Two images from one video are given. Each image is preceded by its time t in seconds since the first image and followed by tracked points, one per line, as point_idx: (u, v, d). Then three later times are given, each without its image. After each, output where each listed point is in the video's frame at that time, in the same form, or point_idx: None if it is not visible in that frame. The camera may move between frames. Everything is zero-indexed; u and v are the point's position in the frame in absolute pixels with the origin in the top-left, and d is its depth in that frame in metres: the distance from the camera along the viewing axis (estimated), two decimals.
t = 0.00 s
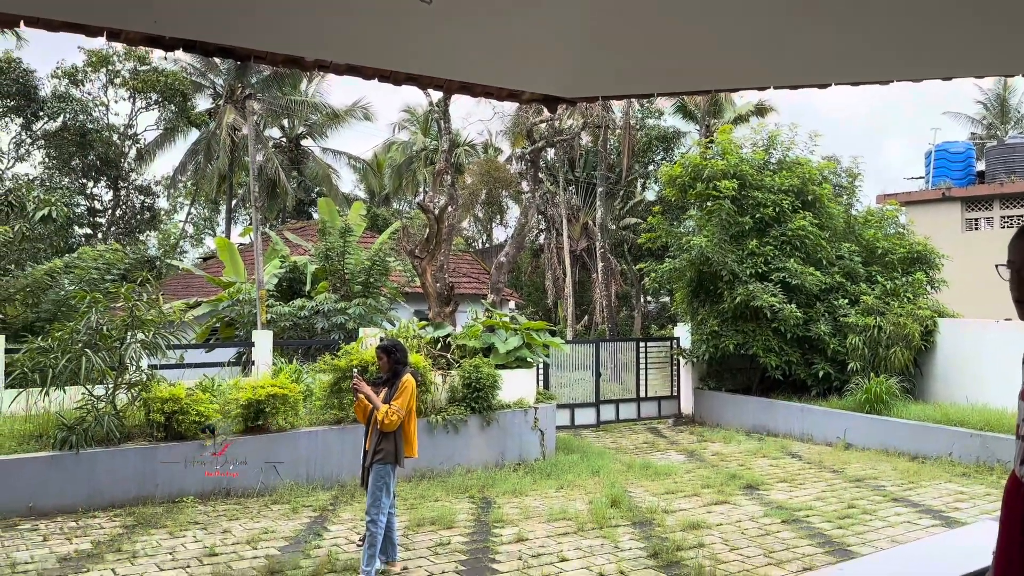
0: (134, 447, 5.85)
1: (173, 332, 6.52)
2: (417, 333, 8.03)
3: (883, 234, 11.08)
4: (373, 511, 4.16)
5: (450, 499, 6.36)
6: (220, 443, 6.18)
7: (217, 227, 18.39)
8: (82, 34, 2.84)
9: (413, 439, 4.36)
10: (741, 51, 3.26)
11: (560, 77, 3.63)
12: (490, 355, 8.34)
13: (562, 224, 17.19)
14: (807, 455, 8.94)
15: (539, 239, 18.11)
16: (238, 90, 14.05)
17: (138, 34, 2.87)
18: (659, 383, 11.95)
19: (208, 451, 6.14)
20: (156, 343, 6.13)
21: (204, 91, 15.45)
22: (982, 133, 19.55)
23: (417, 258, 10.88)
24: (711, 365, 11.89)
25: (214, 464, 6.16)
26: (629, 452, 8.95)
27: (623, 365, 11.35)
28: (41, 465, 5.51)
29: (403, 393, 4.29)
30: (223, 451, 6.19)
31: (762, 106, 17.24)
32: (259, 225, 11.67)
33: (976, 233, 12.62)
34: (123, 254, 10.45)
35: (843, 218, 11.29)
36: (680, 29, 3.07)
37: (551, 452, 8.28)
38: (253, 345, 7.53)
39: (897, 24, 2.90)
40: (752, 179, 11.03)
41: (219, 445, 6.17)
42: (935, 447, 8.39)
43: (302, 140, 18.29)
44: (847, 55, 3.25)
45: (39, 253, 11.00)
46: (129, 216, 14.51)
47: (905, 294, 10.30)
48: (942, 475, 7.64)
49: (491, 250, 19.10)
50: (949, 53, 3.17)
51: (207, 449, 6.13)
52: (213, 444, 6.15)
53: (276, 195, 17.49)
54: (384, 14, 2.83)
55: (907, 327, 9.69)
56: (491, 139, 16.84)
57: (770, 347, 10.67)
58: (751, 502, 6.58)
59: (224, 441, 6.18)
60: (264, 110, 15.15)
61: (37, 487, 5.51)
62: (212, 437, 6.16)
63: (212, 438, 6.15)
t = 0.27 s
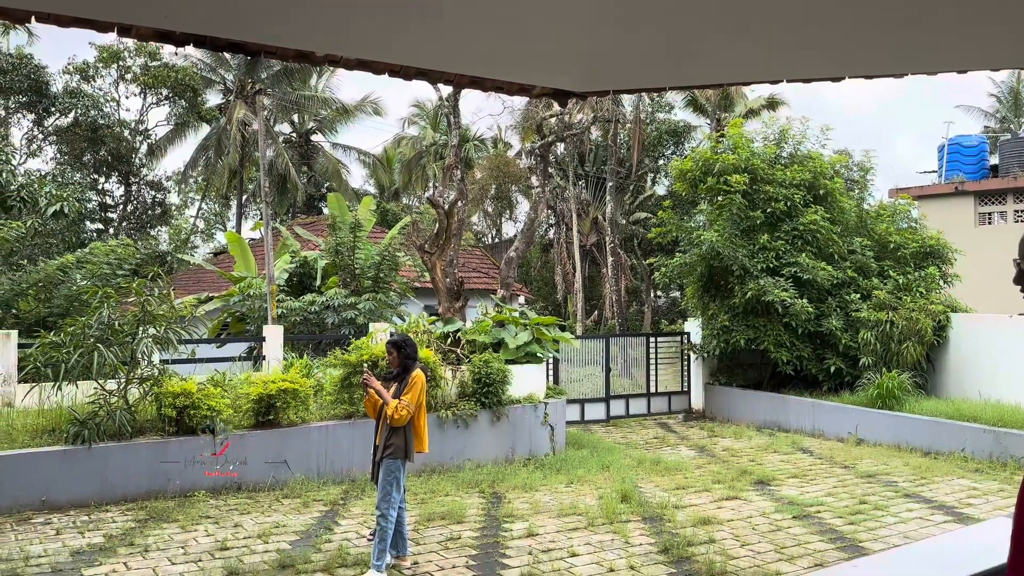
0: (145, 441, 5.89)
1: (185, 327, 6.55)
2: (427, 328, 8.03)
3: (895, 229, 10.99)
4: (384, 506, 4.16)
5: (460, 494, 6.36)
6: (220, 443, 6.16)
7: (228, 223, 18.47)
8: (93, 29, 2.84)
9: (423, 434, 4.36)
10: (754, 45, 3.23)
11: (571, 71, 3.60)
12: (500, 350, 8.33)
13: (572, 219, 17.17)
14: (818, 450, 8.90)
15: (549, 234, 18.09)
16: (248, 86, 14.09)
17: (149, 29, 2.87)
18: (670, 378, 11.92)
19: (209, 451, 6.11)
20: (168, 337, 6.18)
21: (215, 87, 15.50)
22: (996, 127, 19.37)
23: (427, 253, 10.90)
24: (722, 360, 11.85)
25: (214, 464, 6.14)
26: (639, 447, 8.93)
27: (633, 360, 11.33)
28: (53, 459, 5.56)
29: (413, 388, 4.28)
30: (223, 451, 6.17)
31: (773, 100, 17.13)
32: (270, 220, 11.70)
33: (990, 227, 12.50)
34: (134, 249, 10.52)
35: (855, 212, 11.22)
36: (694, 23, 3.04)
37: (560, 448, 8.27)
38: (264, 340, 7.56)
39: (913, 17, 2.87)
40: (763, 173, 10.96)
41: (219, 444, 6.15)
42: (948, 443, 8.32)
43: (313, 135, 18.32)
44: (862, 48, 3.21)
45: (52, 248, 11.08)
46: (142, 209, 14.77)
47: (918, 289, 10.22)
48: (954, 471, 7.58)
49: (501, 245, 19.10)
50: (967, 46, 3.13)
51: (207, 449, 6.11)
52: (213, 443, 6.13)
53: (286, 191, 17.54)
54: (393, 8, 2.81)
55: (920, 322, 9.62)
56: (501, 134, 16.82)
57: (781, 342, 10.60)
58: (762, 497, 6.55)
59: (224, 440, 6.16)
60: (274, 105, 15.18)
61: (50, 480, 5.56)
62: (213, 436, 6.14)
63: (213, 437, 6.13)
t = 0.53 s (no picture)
0: (156, 437, 5.93)
1: (194, 323, 6.57)
2: (434, 324, 8.03)
3: (904, 224, 10.93)
4: (392, 501, 4.17)
5: (468, 489, 6.37)
6: (220, 443, 6.15)
7: (237, 219, 18.53)
8: (103, 26, 2.85)
9: (432, 430, 4.36)
10: (764, 40, 3.21)
11: (579, 67, 3.59)
12: (508, 346, 8.33)
13: (579, 215, 17.15)
14: (827, 447, 8.86)
15: (556, 230, 18.08)
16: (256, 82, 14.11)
17: (157, 26, 2.87)
18: (677, 374, 11.89)
19: (209, 451, 6.11)
20: (177, 333, 6.18)
21: (223, 83, 15.53)
22: (1006, 122, 19.25)
23: (435, 249, 10.89)
24: (730, 356, 11.82)
25: (214, 464, 6.14)
26: (647, 444, 8.92)
27: (641, 356, 11.31)
28: (64, 455, 5.59)
29: (421, 383, 4.28)
30: (223, 451, 6.16)
31: (782, 95, 17.06)
32: (277, 216, 11.72)
33: (1000, 223, 12.42)
34: (143, 245, 10.57)
35: (864, 208, 11.16)
36: (702, 19, 3.03)
37: (568, 444, 8.27)
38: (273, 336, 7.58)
39: (924, 12, 2.85)
40: (772, 169, 10.91)
41: (219, 444, 6.14)
42: (957, 439, 8.26)
43: (320, 131, 18.35)
44: (873, 43, 3.18)
45: (62, 244, 11.15)
46: (150, 207, 14.69)
47: (928, 285, 10.15)
48: (964, 467, 7.54)
49: (508, 241, 19.09)
50: (979, 41, 3.10)
51: (207, 448, 6.10)
52: (213, 443, 6.12)
53: (294, 187, 17.58)
54: (401, 4, 2.81)
55: (929, 318, 9.57)
56: (508, 130, 16.80)
57: (789, 338, 10.55)
58: (770, 494, 6.53)
59: (224, 440, 6.16)
60: (282, 102, 15.19)
61: (60, 476, 5.59)
62: (213, 435, 6.12)
63: (213, 437, 6.11)
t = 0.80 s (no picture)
0: (164, 435, 5.96)
1: (201, 322, 6.58)
2: (440, 322, 8.03)
3: (911, 222, 10.89)
4: (399, 499, 4.17)
5: (474, 487, 6.38)
6: (220, 442, 6.14)
7: (243, 217, 18.58)
8: (110, 26, 2.85)
9: (439, 429, 4.36)
10: (772, 38, 3.19)
11: (586, 65, 3.58)
12: (514, 344, 8.33)
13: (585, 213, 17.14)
14: (833, 445, 8.84)
15: (562, 228, 18.09)
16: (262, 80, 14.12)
17: (164, 26, 2.88)
18: (683, 372, 11.87)
19: (209, 451, 6.09)
20: (184, 332, 6.19)
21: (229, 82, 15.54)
22: (1014, 118, 19.16)
23: (440, 248, 10.89)
24: (736, 354, 11.80)
25: (214, 464, 6.13)
26: (653, 442, 8.91)
27: (647, 354, 11.30)
28: (72, 453, 5.61)
29: (428, 381, 4.29)
30: (223, 450, 6.15)
31: (788, 92, 17.01)
32: (283, 215, 11.73)
33: (1007, 220, 12.35)
34: (150, 244, 10.60)
35: (870, 206, 11.12)
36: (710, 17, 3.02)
37: (574, 442, 8.27)
38: (279, 334, 7.59)
39: (932, 9, 2.84)
40: (778, 166, 10.87)
41: (219, 444, 6.13)
42: (965, 437, 8.23)
43: (326, 130, 18.37)
44: (881, 40, 3.16)
45: (69, 243, 11.19)
46: (157, 205, 14.88)
47: (935, 282, 10.11)
48: (972, 465, 7.50)
49: (514, 239, 19.10)
50: (989, 38, 3.08)
51: (207, 448, 6.09)
52: (213, 443, 6.11)
53: (300, 185, 17.62)
54: (408, 3, 2.80)
55: (937, 316, 9.52)
56: (513, 128, 16.79)
57: (795, 336, 10.51)
58: (777, 492, 6.51)
59: (224, 440, 6.15)
60: (288, 100, 15.20)
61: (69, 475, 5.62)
62: (212, 436, 6.11)
63: (212, 437, 6.10)
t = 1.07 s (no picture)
0: (169, 435, 5.97)
1: (206, 323, 6.60)
2: (444, 322, 8.03)
3: (915, 220, 10.86)
4: (403, 500, 4.17)
5: (478, 488, 6.37)
6: (220, 442, 6.13)
7: (247, 218, 18.61)
8: (114, 28, 2.85)
9: (443, 429, 4.36)
10: (776, 37, 3.18)
11: (589, 65, 3.57)
12: (517, 344, 8.32)
13: (588, 213, 17.13)
14: (838, 444, 8.82)
15: (566, 227, 18.08)
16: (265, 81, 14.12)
17: (168, 27, 2.88)
18: (687, 372, 11.85)
19: (208, 451, 6.08)
20: (188, 333, 6.22)
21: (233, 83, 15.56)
22: (1018, 116, 19.11)
23: (444, 248, 10.88)
24: (741, 354, 11.78)
25: (214, 464, 6.11)
26: (658, 441, 8.90)
27: (651, 353, 11.28)
28: (78, 454, 5.63)
29: (432, 382, 4.29)
30: (223, 450, 6.14)
31: (791, 91, 16.99)
32: (287, 215, 11.74)
33: (1012, 218, 12.31)
34: (154, 245, 10.63)
35: (874, 205, 11.09)
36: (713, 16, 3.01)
37: (578, 441, 8.26)
38: (283, 335, 7.60)
39: (937, 7, 2.83)
40: (782, 165, 10.85)
41: (219, 444, 6.12)
42: (970, 436, 8.20)
43: (330, 130, 18.40)
44: (885, 39, 3.15)
45: (73, 244, 11.21)
46: (161, 206, 14.85)
47: (939, 281, 10.08)
48: (977, 465, 7.48)
49: (517, 239, 19.09)
50: (993, 37, 3.07)
51: (206, 448, 6.07)
52: (213, 443, 6.10)
53: (304, 186, 17.63)
54: (411, 3, 2.80)
55: (942, 315, 9.47)
56: (516, 128, 16.78)
57: (800, 335, 10.49)
58: (781, 492, 6.50)
59: (224, 440, 6.14)
60: (291, 101, 15.21)
61: (75, 476, 5.63)
62: (212, 435, 6.11)
63: (212, 437, 6.09)
